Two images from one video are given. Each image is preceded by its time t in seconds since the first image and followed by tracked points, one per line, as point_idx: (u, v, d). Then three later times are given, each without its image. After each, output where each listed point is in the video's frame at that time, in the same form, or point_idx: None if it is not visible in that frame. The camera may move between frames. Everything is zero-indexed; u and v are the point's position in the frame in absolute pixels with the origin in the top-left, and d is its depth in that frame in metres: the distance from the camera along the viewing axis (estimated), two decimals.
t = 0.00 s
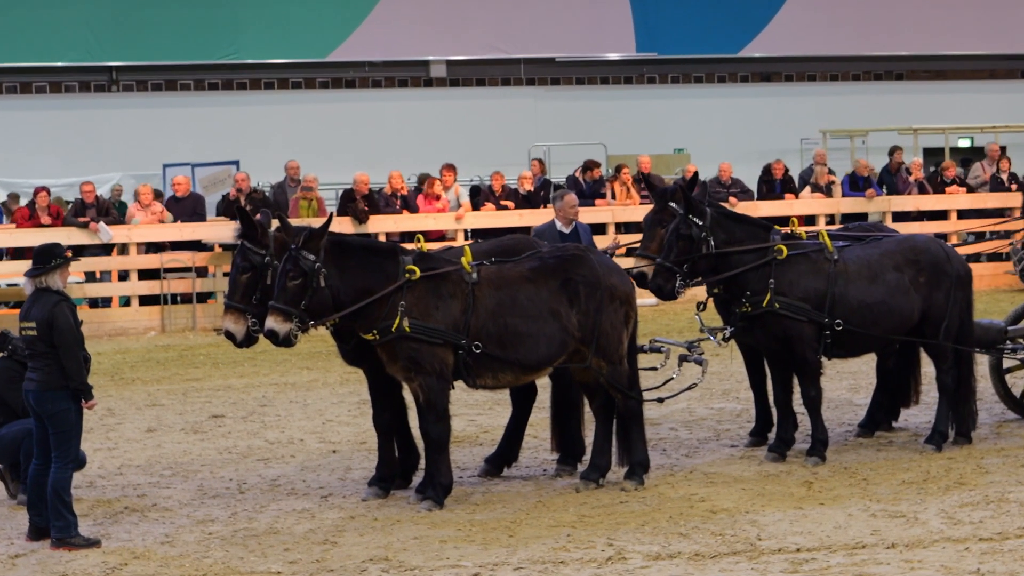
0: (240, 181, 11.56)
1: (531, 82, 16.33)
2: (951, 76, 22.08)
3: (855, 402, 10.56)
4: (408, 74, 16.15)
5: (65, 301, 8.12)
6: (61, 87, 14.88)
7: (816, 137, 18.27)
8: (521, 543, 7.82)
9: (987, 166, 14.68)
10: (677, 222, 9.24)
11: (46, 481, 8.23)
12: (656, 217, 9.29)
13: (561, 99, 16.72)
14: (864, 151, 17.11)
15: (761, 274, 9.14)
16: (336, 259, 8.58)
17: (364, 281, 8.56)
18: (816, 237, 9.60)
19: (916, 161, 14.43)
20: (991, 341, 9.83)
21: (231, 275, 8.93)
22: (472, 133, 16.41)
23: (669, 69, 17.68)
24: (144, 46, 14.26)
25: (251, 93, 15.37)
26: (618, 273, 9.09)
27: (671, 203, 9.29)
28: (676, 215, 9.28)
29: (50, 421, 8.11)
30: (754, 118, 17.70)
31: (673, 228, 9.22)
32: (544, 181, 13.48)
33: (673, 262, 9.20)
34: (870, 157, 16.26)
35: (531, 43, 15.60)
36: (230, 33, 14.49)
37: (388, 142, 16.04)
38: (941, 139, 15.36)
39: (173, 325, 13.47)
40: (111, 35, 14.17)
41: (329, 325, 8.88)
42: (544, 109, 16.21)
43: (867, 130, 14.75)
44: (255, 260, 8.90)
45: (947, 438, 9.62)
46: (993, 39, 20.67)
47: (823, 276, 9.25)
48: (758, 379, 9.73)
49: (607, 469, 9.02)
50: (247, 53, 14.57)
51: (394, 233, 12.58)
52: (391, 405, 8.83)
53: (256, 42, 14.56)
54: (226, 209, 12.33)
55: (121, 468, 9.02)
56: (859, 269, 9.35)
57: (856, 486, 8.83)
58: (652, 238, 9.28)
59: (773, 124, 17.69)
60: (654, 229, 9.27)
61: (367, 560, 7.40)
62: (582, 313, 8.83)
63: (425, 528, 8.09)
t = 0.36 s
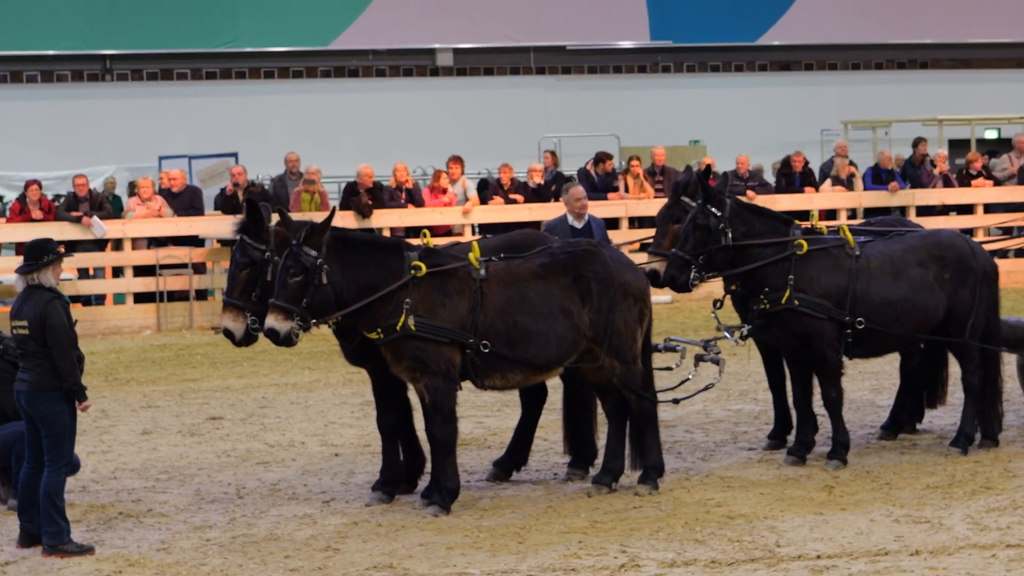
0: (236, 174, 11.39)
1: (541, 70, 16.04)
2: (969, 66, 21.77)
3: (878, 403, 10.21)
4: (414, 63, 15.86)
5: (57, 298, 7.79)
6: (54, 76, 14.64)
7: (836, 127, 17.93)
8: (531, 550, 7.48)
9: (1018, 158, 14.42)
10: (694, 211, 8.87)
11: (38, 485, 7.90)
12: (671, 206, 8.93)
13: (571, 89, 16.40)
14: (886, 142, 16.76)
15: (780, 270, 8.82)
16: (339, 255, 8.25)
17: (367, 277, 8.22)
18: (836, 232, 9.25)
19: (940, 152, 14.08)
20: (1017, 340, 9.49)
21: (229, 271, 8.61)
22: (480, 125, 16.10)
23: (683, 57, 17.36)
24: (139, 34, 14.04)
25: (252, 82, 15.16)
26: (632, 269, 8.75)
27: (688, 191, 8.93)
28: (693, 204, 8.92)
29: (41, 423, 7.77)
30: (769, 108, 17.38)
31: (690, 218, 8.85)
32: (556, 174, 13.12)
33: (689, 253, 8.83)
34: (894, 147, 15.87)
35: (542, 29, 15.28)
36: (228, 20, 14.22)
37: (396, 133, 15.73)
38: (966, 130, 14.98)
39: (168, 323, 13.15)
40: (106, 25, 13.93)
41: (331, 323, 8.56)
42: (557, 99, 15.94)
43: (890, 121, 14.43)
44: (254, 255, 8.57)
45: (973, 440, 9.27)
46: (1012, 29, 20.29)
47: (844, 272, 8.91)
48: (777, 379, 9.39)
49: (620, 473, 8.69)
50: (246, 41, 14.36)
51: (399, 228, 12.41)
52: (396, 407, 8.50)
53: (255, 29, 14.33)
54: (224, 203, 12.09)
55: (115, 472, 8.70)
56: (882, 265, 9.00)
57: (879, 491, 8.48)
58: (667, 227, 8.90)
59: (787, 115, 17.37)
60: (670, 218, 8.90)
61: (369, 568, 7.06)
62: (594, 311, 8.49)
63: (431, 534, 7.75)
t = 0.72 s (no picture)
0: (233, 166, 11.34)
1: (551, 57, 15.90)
2: (988, 55, 21.47)
3: (900, 403, 9.89)
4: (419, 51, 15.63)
5: (48, 295, 7.46)
6: (45, 63, 14.44)
7: (856, 118, 17.63)
8: (540, 556, 7.16)
9: None
10: (709, 206, 8.55)
11: (29, 489, 7.57)
12: (685, 201, 8.61)
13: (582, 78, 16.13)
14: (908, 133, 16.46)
15: (799, 266, 8.50)
16: (341, 250, 7.95)
17: (370, 273, 7.91)
18: (856, 226, 8.92)
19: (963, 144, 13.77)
20: None
21: (228, 266, 8.32)
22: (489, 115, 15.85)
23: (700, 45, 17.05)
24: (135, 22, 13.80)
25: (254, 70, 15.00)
26: (645, 264, 8.43)
27: (703, 185, 8.61)
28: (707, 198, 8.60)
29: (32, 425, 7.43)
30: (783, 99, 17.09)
31: (705, 213, 8.53)
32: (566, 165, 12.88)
33: (704, 249, 8.51)
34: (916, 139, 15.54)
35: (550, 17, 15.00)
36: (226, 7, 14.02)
37: (403, 124, 15.46)
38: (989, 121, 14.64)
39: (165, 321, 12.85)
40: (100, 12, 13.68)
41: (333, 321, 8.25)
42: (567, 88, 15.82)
43: (910, 112, 14.16)
44: (253, 250, 8.27)
45: (999, 442, 8.94)
46: None
47: (865, 268, 8.59)
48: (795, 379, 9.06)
49: (632, 476, 8.37)
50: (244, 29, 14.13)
51: (402, 222, 12.08)
52: (399, 408, 8.17)
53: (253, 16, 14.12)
54: (223, 197, 11.82)
55: (109, 475, 8.40)
56: (904, 261, 8.68)
57: (900, 495, 8.15)
58: (681, 223, 8.59)
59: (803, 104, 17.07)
60: (683, 214, 8.59)
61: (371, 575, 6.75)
62: (605, 308, 8.17)
63: (436, 540, 7.43)
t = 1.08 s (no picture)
0: (232, 158, 11.18)
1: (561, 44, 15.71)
2: (1008, 45, 21.18)
3: (923, 403, 9.59)
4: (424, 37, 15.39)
5: (41, 291, 7.14)
6: (37, 51, 14.31)
7: (877, 107, 17.36)
8: (549, 561, 6.86)
9: None
10: (723, 198, 8.26)
11: (20, 491, 7.27)
12: (696, 195, 8.34)
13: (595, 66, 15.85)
14: (933, 123, 16.14)
15: (817, 260, 8.20)
16: (343, 244, 7.66)
17: (374, 268, 7.63)
18: (877, 219, 8.62)
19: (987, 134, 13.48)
20: None
21: (227, 262, 8.03)
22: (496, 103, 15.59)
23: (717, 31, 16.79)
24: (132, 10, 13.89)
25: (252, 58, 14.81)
26: (658, 259, 8.13)
27: (715, 178, 8.33)
28: (721, 191, 8.32)
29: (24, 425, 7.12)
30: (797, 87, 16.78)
31: (720, 206, 8.24)
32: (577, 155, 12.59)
33: (719, 243, 8.21)
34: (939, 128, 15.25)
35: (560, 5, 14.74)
36: None
37: (411, 115, 15.20)
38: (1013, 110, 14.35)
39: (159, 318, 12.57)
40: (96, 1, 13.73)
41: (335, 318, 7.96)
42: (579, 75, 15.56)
43: (933, 99, 13.90)
44: (253, 244, 7.99)
45: None
46: None
47: (886, 263, 8.29)
48: (814, 378, 8.77)
49: (645, 478, 8.08)
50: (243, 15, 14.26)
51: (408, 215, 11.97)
52: (403, 407, 7.89)
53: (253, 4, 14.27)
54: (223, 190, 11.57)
55: (103, 477, 8.11)
56: (927, 255, 8.38)
57: (923, 498, 7.84)
58: (694, 218, 8.31)
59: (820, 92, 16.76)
60: (696, 208, 8.30)
61: None
62: (617, 305, 7.88)
63: (441, 545, 7.14)
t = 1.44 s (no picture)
0: (228, 150, 10.97)
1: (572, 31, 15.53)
2: None
3: (945, 403, 9.31)
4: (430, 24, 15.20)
5: (35, 285, 6.83)
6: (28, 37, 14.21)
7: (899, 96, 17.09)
8: (559, 566, 6.58)
9: None
10: (738, 190, 7.97)
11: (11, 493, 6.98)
12: (710, 188, 8.07)
13: (606, 53, 15.63)
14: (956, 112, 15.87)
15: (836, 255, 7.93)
16: (346, 237, 7.39)
17: (377, 262, 7.35)
18: (898, 212, 8.35)
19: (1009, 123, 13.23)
20: None
21: (226, 256, 7.76)
22: (506, 92, 15.35)
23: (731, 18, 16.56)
24: None
25: (253, 45, 14.61)
26: (672, 253, 7.86)
27: (729, 169, 8.04)
28: (736, 183, 8.03)
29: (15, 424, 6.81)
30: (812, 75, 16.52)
31: (734, 198, 7.95)
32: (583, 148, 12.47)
33: (735, 237, 7.92)
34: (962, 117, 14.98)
35: None
36: None
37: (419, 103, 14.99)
38: None
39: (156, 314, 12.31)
40: None
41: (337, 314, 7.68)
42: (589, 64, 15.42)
43: (955, 88, 13.78)
44: (253, 237, 7.71)
45: None
46: None
47: (908, 257, 8.01)
48: (832, 376, 8.49)
49: (658, 480, 7.80)
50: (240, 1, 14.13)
51: (412, 207, 11.80)
52: (408, 406, 7.62)
53: None
54: (221, 183, 11.37)
55: (97, 479, 7.84)
56: (949, 249, 8.09)
57: (946, 500, 7.54)
58: (708, 212, 8.03)
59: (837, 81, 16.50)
60: (710, 202, 8.03)
61: None
62: (629, 300, 7.61)
63: (447, 548, 6.86)
